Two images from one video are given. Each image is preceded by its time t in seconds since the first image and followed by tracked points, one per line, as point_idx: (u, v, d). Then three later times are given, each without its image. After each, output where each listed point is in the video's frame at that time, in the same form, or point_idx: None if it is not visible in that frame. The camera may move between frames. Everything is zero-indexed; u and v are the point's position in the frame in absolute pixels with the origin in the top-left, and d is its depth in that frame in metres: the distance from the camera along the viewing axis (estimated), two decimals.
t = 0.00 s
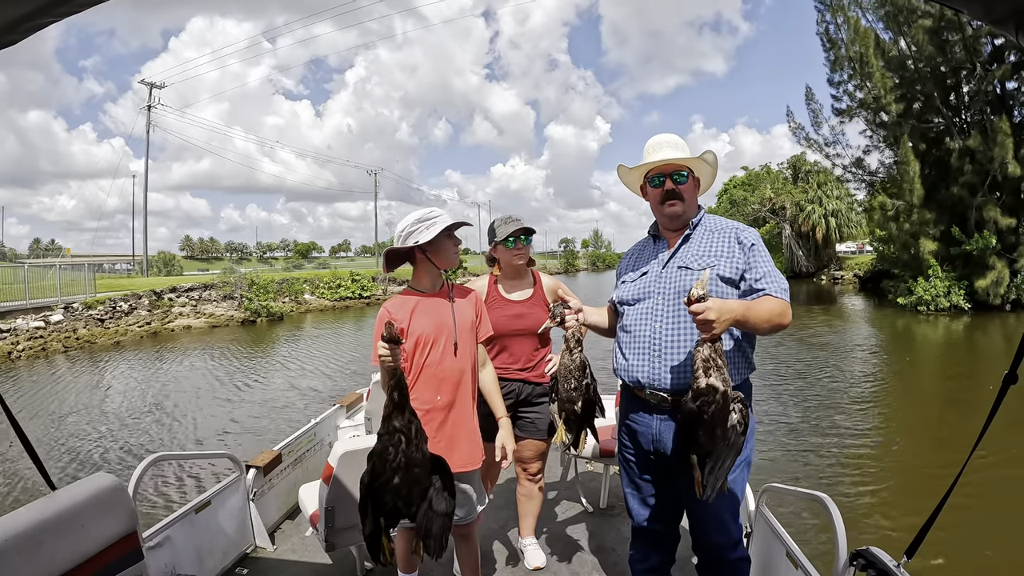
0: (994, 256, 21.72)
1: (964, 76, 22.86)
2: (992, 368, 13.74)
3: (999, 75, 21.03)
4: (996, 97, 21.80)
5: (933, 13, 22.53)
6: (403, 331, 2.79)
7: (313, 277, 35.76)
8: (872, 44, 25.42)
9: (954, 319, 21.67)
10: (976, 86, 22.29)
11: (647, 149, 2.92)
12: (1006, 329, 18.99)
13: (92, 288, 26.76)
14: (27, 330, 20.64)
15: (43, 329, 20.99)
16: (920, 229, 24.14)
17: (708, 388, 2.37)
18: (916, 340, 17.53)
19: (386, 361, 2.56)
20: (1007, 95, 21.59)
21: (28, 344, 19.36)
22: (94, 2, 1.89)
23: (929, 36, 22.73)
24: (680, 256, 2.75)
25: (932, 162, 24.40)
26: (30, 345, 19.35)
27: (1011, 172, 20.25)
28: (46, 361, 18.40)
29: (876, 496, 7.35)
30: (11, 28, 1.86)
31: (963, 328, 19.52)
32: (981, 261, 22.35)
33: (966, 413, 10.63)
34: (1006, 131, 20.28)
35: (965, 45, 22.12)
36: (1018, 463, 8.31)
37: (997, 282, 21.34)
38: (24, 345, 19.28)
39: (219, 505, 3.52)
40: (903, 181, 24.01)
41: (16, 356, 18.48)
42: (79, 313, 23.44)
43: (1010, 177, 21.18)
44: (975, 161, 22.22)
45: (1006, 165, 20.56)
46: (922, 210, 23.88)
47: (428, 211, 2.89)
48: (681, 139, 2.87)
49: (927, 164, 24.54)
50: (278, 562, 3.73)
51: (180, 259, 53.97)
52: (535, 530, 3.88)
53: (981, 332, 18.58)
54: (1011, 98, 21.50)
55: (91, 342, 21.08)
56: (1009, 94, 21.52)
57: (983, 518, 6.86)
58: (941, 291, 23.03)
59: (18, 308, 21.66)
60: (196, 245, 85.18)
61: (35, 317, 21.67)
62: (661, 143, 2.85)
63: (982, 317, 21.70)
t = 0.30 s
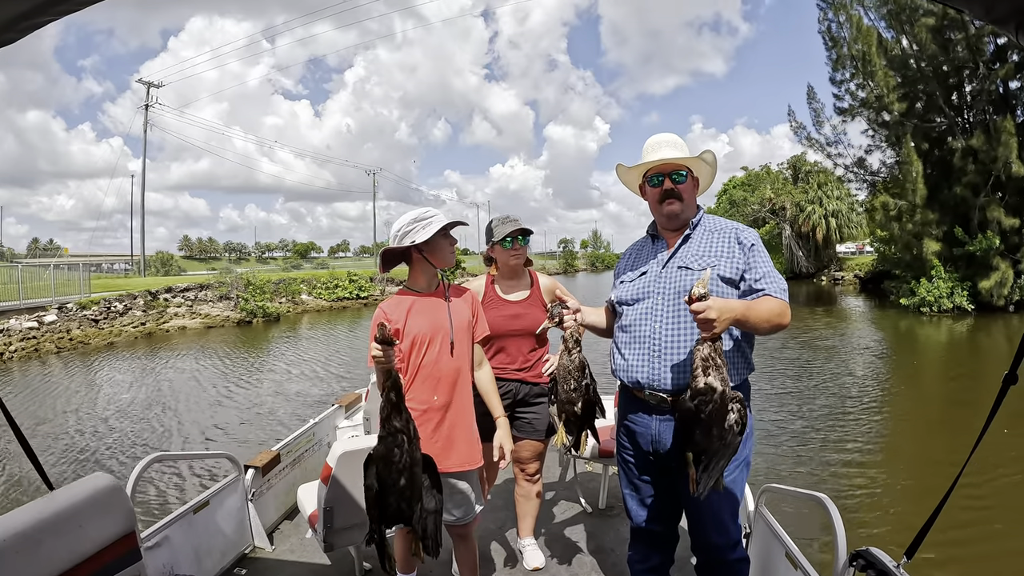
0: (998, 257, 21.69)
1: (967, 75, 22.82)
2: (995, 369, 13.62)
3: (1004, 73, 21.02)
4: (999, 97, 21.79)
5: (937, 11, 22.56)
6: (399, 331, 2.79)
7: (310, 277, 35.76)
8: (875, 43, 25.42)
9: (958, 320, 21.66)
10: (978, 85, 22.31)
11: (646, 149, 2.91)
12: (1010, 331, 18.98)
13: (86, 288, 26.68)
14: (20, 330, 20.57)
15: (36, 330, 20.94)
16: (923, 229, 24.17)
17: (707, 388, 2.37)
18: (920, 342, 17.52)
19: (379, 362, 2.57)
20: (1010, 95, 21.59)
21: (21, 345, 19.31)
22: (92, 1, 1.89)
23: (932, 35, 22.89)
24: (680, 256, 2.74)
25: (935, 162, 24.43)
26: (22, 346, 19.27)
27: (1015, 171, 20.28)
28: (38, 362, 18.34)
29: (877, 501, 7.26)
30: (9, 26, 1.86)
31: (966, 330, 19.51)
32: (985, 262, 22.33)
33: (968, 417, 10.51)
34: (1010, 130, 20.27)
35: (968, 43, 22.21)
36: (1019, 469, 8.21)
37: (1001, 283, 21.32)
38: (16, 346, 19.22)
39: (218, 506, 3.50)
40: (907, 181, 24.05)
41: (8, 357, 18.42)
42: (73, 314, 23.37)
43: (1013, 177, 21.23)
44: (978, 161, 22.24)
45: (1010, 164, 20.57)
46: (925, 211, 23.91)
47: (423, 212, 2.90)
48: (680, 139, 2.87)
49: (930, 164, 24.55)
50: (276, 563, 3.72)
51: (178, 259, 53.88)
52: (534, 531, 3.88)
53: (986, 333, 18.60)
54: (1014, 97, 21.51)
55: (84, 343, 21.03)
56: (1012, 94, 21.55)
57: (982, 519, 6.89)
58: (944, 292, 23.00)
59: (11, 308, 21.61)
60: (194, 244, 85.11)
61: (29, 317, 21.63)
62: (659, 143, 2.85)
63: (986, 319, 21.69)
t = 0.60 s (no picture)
0: (1001, 258, 21.68)
1: (969, 74, 22.83)
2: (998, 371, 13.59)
3: (1007, 72, 21.03)
4: (1003, 96, 21.74)
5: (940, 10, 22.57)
6: (399, 332, 2.79)
7: (307, 278, 35.79)
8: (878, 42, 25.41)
9: (962, 322, 21.69)
10: (981, 84, 22.35)
11: (644, 150, 2.92)
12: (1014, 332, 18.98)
13: (80, 288, 26.64)
14: (13, 331, 20.51)
15: (29, 331, 20.91)
16: (925, 230, 24.23)
17: (712, 389, 2.38)
18: (921, 343, 17.57)
19: (380, 362, 2.57)
20: (1013, 94, 21.53)
21: (14, 346, 19.28)
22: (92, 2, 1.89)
23: (935, 34, 23.02)
24: (679, 257, 2.74)
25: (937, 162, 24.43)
26: (15, 347, 19.22)
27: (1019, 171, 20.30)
28: (33, 363, 18.33)
29: (878, 504, 7.26)
30: (9, 26, 1.86)
31: (969, 331, 19.50)
32: (988, 263, 22.34)
33: (970, 419, 10.49)
34: (1014, 130, 20.27)
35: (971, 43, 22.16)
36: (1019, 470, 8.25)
37: (1005, 284, 21.32)
38: (9, 346, 19.17)
39: (216, 506, 3.50)
40: (909, 181, 24.10)
41: None
42: (67, 314, 23.35)
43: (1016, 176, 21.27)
44: (981, 161, 22.24)
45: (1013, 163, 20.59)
46: (928, 211, 23.98)
47: (422, 212, 2.91)
48: (678, 140, 2.87)
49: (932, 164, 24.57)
50: (275, 563, 3.71)
51: (176, 259, 53.81)
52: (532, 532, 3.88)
53: (989, 335, 18.63)
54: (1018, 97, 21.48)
55: (78, 343, 21.01)
56: (1015, 93, 21.49)
57: (981, 520, 6.94)
58: (947, 293, 23.00)
59: (5, 309, 21.59)
60: (193, 244, 85.06)
61: (23, 317, 21.61)
62: (658, 144, 2.86)
63: (989, 320, 21.69)
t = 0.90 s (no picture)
0: (1005, 259, 21.71)
1: (972, 74, 22.60)
2: (998, 373, 13.60)
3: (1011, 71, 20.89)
4: (1007, 96, 21.43)
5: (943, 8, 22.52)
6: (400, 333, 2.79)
7: (305, 278, 35.77)
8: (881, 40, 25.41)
9: (965, 323, 21.78)
10: (984, 84, 22.33)
11: (641, 152, 2.93)
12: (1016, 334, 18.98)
13: (74, 288, 26.62)
14: (6, 332, 20.47)
15: (23, 331, 20.89)
16: (928, 231, 24.38)
17: (725, 389, 2.39)
18: (923, 345, 17.59)
19: (383, 364, 2.57)
20: (1016, 94, 21.19)
21: (8, 346, 19.27)
22: (91, 2, 1.89)
23: (938, 33, 22.99)
24: (677, 260, 2.75)
25: (939, 162, 24.49)
26: (8, 348, 19.20)
27: None
28: (27, 364, 18.30)
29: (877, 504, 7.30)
30: (8, 27, 1.86)
31: (973, 333, 19.49)
32: (991, 264, 22.41)
33: (970, 421, 10.51)
34: (1018, 130, 20.22)
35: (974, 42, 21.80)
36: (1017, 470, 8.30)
37: (1009, 285, 21.34)
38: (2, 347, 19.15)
39: (216, 507, 3.50)
40: (912, 181, 24.16)
41: None
42: (62, 315, 23.34)
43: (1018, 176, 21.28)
44: (984, 160, 22.19)
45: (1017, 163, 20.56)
46: (930, 212, 24.05)
47: (422, 213, 2.91)
48: (674, 141, 2.88)
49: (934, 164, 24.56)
50: (274, 564, 3.72)
51: (174, 259, 53.77)
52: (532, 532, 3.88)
53: (992, 336, 18.69)
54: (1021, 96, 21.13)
55: (72, 344, 21.00)
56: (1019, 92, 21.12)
57: (980, 520, 6.98)
58: (951, 294, 23.04)
59: None
60: (192, 244, 85.07)
61: (17, 318, 21.61)
62: (654, 146, 2.87)
63: (993, 322, 21.72)
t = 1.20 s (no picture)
0: (1009, 259, 21.76)
1: (974, 72, 22.67)
2: (997, 375, 13.68)
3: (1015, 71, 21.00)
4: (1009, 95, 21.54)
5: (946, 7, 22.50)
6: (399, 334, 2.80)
7: (302, 278, 35.76)
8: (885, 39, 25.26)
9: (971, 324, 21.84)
10: (988, 83, 22.35)
11: (637, 154, 2.94)
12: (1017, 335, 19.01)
13: (69, 288, 26.58)
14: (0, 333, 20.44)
15: (17, 332, 20.87)
16: (932, 232, 24.37)
17: (726, 389, 2.39)
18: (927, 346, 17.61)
19: (381, 364, 2.57)
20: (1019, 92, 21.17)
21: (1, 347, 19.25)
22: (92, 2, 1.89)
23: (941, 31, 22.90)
24: (675, 261, 2.76)
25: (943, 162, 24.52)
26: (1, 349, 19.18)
27: None
28: (22, 365, 18.29)
29: (875, 504, 7.36)
30: (9, 27, 1.87)
31: (976, 335, 19.50)
32: (995, 265, 22.44)
33: (968, 422, 10.57)
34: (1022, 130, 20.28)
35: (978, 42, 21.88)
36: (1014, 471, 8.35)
37: (1013, 286, 21.39)
38: None
39: (215, 507, 3.51)
40: (916, 182, 24.04)
41: None
42: (56, 315, 23.33)
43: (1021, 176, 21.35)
44: (988, 160, 22.20)
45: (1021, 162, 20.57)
46: (934, 211, 24.01)
47: (421, 214, 2.92)
48: (667, 143, 2.88)
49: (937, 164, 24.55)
50: (273, 564, 3.72)
51: (171, 259, 53.71)
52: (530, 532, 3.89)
53: (996, 337, 18.76)
54: None
55: (66, 345, 21.00)
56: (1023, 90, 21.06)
57: (977, 520, 7.02)
58: (954, 295, 23.12)
59: None
60: (191, 244, 85.10)
61: (11, 319, 21.60)
62: (649, 148, 2.87)
63: (997, 323, 21.77)
